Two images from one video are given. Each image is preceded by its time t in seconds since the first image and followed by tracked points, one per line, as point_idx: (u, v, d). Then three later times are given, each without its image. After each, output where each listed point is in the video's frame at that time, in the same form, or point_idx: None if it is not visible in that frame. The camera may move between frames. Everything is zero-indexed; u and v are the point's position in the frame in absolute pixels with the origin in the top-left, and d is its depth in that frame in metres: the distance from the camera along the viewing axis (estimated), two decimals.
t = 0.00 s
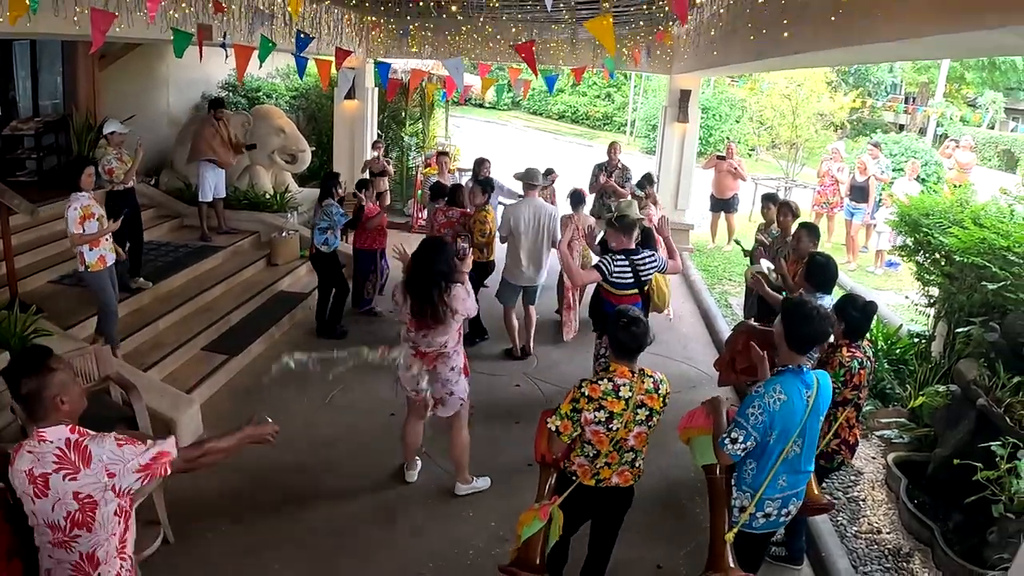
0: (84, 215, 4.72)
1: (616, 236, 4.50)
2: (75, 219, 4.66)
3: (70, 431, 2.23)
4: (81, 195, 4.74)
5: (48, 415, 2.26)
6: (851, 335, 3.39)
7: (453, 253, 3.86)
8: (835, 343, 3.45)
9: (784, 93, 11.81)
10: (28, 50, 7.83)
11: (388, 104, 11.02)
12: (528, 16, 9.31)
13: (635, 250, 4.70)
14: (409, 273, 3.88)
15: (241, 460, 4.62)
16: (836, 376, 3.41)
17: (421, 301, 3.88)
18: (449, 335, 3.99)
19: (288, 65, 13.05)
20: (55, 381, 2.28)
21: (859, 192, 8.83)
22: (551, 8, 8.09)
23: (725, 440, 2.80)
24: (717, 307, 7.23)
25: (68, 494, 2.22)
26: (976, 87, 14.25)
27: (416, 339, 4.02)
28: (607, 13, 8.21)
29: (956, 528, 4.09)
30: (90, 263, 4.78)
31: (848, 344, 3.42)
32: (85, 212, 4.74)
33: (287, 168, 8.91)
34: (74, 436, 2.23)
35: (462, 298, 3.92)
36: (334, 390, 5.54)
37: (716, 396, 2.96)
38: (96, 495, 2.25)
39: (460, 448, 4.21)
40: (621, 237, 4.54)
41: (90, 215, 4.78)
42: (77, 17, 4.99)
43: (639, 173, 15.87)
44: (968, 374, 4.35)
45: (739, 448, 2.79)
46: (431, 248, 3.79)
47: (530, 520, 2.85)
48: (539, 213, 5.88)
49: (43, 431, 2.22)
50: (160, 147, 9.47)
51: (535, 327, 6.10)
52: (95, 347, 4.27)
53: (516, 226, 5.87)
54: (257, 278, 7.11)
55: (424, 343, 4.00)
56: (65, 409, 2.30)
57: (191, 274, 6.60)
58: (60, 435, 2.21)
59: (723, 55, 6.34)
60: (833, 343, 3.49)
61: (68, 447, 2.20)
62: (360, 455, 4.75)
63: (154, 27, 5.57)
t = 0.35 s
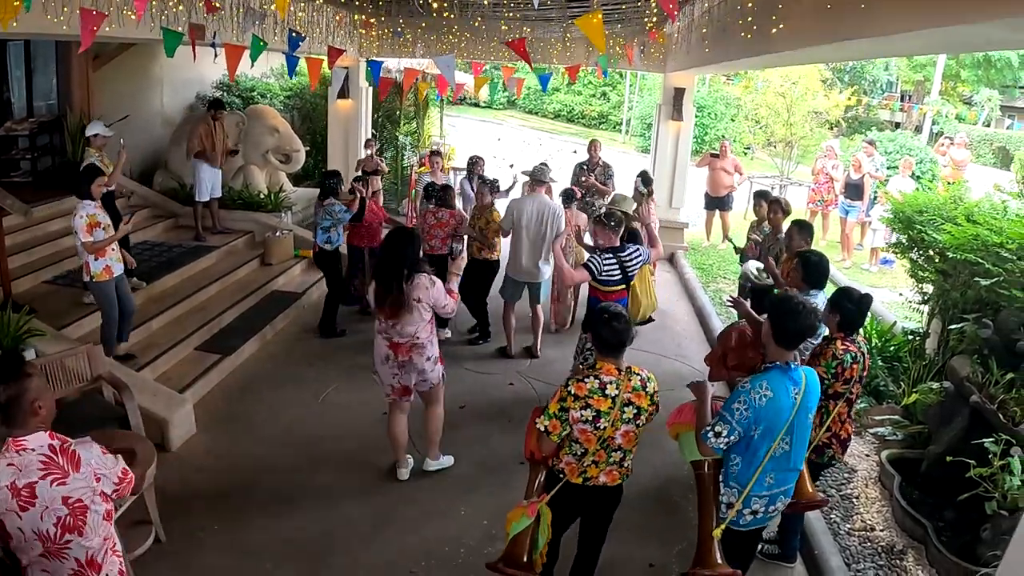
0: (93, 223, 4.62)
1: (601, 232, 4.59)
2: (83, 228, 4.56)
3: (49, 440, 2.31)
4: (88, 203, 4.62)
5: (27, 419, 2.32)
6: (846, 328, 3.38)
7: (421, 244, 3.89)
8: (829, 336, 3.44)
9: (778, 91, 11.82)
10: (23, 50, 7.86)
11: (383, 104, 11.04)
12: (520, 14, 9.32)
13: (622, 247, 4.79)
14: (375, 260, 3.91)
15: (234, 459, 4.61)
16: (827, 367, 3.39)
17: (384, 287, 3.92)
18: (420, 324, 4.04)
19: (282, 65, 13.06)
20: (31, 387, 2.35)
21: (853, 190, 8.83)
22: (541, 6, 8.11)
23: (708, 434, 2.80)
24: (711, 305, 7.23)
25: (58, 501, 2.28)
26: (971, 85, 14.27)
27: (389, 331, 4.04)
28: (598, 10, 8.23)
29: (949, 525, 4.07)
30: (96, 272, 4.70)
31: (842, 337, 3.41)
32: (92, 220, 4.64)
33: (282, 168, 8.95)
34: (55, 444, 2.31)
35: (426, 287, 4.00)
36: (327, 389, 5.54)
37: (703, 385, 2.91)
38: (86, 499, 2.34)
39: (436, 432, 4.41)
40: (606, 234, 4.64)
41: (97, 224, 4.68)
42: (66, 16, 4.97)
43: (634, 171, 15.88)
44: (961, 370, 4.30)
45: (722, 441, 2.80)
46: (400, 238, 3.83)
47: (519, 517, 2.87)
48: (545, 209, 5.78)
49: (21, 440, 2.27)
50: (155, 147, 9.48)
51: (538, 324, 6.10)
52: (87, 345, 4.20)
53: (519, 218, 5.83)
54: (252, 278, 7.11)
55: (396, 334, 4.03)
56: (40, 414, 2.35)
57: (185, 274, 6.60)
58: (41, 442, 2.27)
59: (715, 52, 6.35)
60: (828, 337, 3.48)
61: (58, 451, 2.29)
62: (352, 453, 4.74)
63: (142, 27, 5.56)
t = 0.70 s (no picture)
0: (105, 232, 4.54)
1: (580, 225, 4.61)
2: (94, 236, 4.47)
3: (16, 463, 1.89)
4: (99, 213, 4.54)
5: None
6: (839, 329, 3.36)
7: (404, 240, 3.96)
8: (823, 338, 3.42)
9: (774, 89, 11.83)
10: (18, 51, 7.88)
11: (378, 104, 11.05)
12: (513, 13, 9.33)
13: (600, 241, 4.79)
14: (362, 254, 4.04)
15: (227, 458, 4.61)
16: (821, 370, 3.37)
17: (366, 279, 4.02)
18: (406, 319, 4.11)
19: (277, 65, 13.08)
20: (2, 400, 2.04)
21: (849, 188, 8.82)
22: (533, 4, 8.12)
23: (703, 433, 2.79)
24: (705, 303, 7.22)
25: (8, 530, 1.86)
26: (967, 83, 14.26)
27: (377, 327, 4.13)
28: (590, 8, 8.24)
29: (945, 522, 4.05)
30: (108, 283, 4.61)
31: (835, 339, 3.40)
32: (104, 229, 4.55)
33: (276, 168, 8.99)
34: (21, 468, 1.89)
35: (406, 281, 4.05)
36: (322, 388, 5.54)
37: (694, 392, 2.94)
38: (41, 533, 1.89)
39: (418, 415, 4.61)
40: (586, 228, 4.66)
41: (109, 233, 4.59)
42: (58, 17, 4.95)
43: (630, 170, 15.88)
44: (956, 368, 4.36)
45: (717, 441, 2.79)
46: (383, 232, 3.92)
47: (509, 515, 2.84)
48: (549, 207, 5.79)
49: None
50: (150, 147, 9.49)
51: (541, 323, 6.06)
52: (82, 345, 4.12)
53: (523, 217, 5.80)
54: (247, 278, 7.11)
55: (382, 330, 4.12)
56: (9, 430, 2.04)
57: (180, 274, 6.60)
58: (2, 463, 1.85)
59: (709, 49, 6.35)
60: (822, 339, 3.47)
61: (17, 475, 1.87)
62: (346, 453, 4.74)
63: (134, 27, 5.56)
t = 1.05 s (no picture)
0: (127, 244, 4.45)
1: (569, 220, 4.68)
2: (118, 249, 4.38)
3: None
4: (121, 223, 4.41)
5: None
6: (838, 326, 3.35)
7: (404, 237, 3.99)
8: (822, 335, 3.41)
9: (770, 88, 11.83)
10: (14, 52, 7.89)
11: (374, 104, 11.04)
12: (509, 13, 9.34)
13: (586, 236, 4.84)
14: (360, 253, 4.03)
15: (223, 459, 4.60)
16: (820, 367, 3.36)
17: (366, 280, 4.00)
18: (406, 315, 4.12)
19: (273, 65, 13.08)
20: None
21: (845, 187, 8.83)
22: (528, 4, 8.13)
23: (699, 427, 2.77)
24: (702, 302, 7.23)
25: None
26: (964, 81, 14.28)
27: (378, 324, 4.14)
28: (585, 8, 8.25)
29: (940, 520, 4.05)
30: (136, 292, 4.56)
31: (835, 336, 3.38)
32: (127, 240, 4.45)
33: (274, 168, 8.96)
34: None
35: (406, 279, 4.04)
36: (318, 388, 5.54)
37: (687, 390, 2.94)
38: None
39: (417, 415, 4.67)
40: (571, 223, 4.73)
41: (133, 243, 4.49)
42: (53, 18, 4.95)
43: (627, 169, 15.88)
44: (952, 366, 4.34)
45: (713, 435, 2.77)
46: (378, 232, 3.95)
47: (508, 517, 2.84)
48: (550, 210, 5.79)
49: None
50: (146, 147, 9.49)
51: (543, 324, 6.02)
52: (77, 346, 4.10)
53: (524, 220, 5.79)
54: (244, 278, 7.11)
55: (383, 327, 4.14)
56: None
57: (176, 274, 6.59)
58: None
59: (704, 48, 6.35)
60: (821, 336, 3.45)
61: None
62: (342, 453, 4.73)
63: (129, 28, 5.56)
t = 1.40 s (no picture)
0: (151, 252, 4.41)
1: (558, 218, 4.71)
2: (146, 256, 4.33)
3: None
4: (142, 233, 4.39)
5: None
6: (835, 335, 3.35)
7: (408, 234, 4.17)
8: (819, 343, 3.40)
9: (767, 87, 11.84)
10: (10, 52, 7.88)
11: (372, 104, 11.04)
12: (505, 13, 9.36)
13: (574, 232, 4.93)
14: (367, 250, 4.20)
15: (220, 459, 4.60)
16: (818, 375, 3.37)
17: (372, 276, 4.18)
18: (413, 309, 4.28)
19: (270, 65, 13.09)
20: None
21: (842, 186, 8.84)
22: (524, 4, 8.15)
23: (699, 429, 2.78)
24: (699, 301, 7.24)
25: None
26: (961, 80, 14.29)
27: (387, 318, 4.30)
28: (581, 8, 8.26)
29: (936, 519, 4.04)
30: (161, 303, 4.45)
31: (832, 344, 3.38)
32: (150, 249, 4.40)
33: (270, 168, 8.96)
34: None
35: (412, 273, 4.21)
36: (315, 388, 5.54)
37: (683, 388, 2.97)
38: None
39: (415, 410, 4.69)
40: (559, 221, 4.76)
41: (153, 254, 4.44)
42: (49, 19, 4.95)
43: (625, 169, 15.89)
44: (948, 365, 4.38)
45: (712, 436, 2.77)
46: (385, 230, 4.10)
47: (511, 522, 2.84)
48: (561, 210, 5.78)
49: None
50: (143, 148, 9.50)
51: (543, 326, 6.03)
52: (74, 346, 4.09)
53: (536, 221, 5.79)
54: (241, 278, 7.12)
55: (391, 320, 4.29)
56: None
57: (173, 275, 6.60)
58: None
59: (701, 48, 6.36)
60: (818, 343, 3.44)
61: None
62: (338, 453, 4.73)
63: (124, 28, 5.56)
